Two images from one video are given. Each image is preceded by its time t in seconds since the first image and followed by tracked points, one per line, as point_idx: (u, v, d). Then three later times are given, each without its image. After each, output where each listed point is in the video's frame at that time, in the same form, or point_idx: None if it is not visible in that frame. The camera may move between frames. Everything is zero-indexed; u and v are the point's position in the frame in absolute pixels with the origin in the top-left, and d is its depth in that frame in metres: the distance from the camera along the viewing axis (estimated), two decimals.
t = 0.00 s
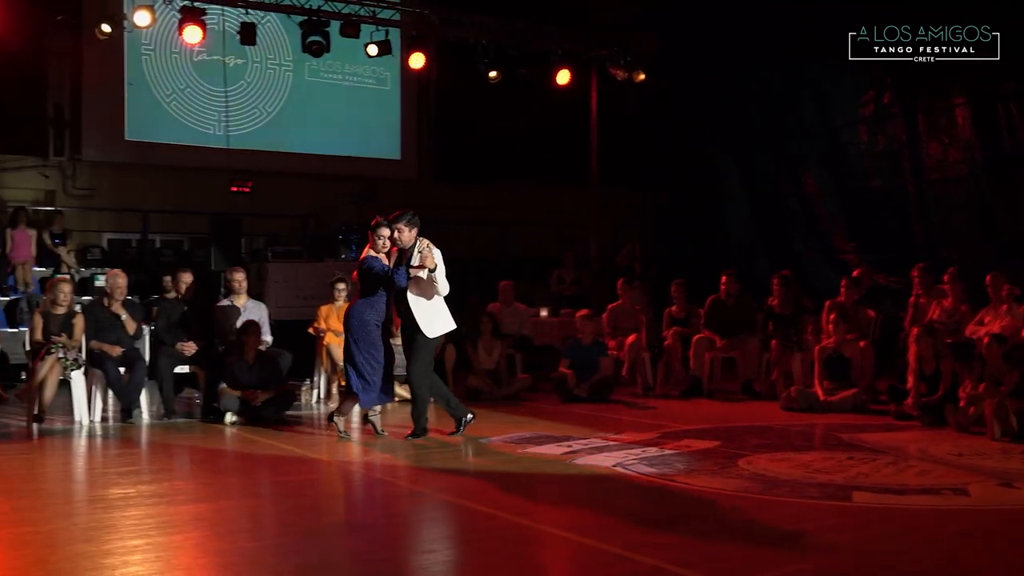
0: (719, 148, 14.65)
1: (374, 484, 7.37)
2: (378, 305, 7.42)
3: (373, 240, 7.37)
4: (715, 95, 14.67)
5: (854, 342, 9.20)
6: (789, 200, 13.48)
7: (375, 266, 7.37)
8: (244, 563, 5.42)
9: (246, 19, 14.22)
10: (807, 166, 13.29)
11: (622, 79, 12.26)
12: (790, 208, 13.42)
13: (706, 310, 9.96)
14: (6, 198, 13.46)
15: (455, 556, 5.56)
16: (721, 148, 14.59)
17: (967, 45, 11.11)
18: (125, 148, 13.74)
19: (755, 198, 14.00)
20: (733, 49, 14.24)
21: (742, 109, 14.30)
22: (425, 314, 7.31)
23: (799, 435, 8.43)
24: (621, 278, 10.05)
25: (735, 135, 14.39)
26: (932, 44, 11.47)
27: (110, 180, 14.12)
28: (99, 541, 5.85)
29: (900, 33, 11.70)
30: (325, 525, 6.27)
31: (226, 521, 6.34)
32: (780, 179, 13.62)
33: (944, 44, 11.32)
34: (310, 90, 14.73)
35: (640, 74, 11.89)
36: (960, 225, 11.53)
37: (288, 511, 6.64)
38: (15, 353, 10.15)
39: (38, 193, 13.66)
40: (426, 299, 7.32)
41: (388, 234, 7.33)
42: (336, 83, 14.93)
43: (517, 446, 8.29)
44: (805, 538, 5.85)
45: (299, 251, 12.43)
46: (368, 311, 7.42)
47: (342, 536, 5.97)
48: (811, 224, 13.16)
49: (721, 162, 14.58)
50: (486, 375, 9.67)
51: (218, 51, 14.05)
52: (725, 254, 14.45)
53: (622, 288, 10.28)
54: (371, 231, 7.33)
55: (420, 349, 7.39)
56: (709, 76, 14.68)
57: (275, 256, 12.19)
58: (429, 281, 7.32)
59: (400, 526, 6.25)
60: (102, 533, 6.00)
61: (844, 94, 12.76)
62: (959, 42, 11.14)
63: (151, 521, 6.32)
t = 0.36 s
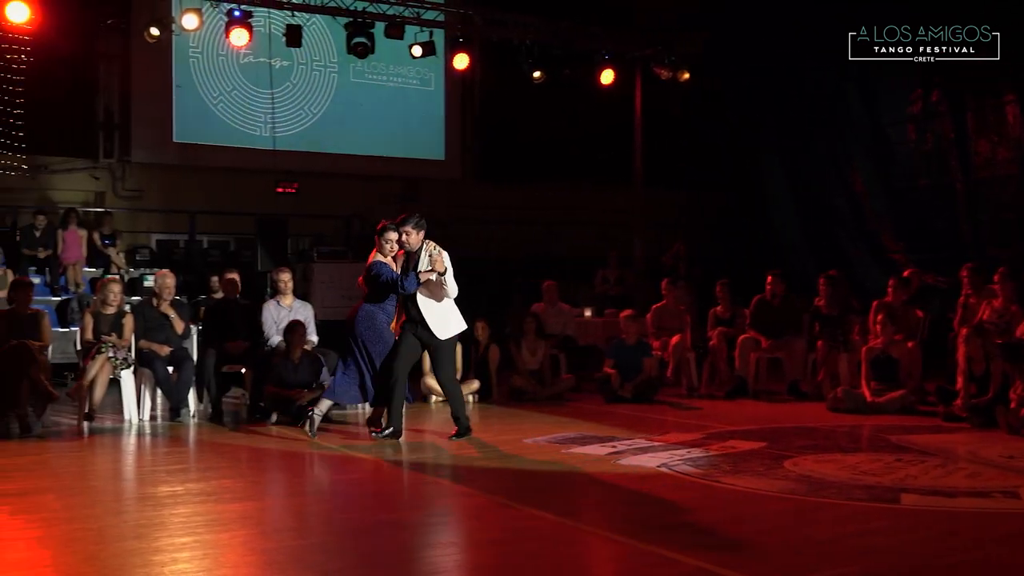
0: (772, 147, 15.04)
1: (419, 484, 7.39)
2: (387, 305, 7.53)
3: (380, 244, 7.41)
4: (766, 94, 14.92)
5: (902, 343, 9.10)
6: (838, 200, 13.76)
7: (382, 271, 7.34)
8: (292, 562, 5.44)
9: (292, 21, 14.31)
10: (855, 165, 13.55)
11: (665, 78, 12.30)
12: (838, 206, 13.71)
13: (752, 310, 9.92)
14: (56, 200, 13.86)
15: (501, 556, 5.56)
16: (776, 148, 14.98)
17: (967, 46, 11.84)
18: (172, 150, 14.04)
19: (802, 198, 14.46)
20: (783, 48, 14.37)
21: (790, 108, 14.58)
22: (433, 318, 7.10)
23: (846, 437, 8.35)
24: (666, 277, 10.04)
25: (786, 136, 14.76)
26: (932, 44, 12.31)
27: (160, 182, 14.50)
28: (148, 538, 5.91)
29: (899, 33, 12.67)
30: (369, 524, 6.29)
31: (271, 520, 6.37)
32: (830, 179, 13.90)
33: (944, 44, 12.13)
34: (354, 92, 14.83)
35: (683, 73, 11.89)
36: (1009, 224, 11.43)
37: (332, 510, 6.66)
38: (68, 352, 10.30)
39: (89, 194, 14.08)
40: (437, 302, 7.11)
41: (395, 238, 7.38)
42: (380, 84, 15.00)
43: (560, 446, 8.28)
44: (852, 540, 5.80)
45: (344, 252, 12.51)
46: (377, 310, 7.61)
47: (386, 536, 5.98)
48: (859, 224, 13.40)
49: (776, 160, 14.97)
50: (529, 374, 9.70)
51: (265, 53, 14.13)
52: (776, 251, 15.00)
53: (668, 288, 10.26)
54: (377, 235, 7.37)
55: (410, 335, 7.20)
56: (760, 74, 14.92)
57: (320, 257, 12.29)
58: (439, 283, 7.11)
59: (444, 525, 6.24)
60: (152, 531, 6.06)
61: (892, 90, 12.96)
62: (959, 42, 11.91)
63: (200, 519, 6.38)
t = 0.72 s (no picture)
0: (810, 148, 15.35)
1: (459, 484, 7.38)
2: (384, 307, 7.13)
3: (380, 245, 7.08)
4: (809, 95, 15.15)
5: (947, 344, 9.02)
6: (882, 199, 14.19)
7: (383, 274, 7.00)
8: (337, 560, 5.47)
9: (333, 23, 14.46)
10: (901, 165, 13.99)
11: (707, 77, 12.29)
12: (884, 206, 14.12)
13: (794, 311, 9.88)
14: (102, 201, 13.81)
15: (541, 555, 5.58)
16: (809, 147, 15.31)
17: (966, 46, 12.88)
18: (217, 150, 14.17)
19: (848, 199, 14.72)
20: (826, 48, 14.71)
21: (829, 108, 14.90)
22: (432, 327, 7.16)
23: (890, 438, 8.27)
24: (708, 277, 10.02)
25: (825, 136, 15.08)
26: (932, 44, 13.34)
27: (200, 183, 14.40)
28: (193, 535, 5.96)
29: (899, 34, 13.74)
30: (409, 523, 6.30)
31: (312, 519, 6.40)
32: (875, 178, 14.33)
33: (944, 44, 13.14)
34: (396, 93, 15.04)
35: (724, 73, 11.88)
36: None
37: (374, 509, 6.67)
38: (115, 352, 10.45)
39: (133, 195, 14.06)
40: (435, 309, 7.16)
41: (396, 240, 7.09)
42: (422, 85, 15.23)
43: (602, 447, 8.25)
44: (896, 542, 5.75)
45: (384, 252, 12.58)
46: (375, 311, 7.21)
47: (427, 535, 6.00)
48: (904, 222, 13.82)
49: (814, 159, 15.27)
50: (570, 374, 9.69)
51: (307, 55, 14.28)
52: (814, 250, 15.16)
53: (710, 288, 10.23)
54: (379, 236, 7.04)
55: (404, 339, 7.21)
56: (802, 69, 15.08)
57: (361, 258, 12.37)
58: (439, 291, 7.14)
59: (484, 525, 6.24)
60: (196, 528, 6.11)
61: (935, 89, 13.53)
62: (959, 43, 12.95)
63: (243, 517, 6.43)
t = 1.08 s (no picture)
0: (852, 148, 15.48)
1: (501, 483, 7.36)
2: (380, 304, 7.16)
3: (377, 240, 6.95)
4: (850, 96, 15.16)
5: (995, 344, 8.90)
6: (927, 199, 14.44)
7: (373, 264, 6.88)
8: (380, 557, 5.50)
9: (376, 24, 14.53)
10: (947, 164, 14.22)
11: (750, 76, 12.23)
12: (929, 207, 14.38)
13: (839, 311, 9.83)
14: (151, 202, 14.45)
15: (584, 553, 5.58)
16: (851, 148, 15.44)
17: (967, 45, 13.63)
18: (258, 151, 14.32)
19: (890, 199, 14.93)
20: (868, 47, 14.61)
21: (871, 111, 14.96)
22: (430, 320, 6.96)
23: (937, 440, 8.18)
24: (752, 277, 9.98)
25: (867, 138, 15.18)
26: (933, 44, 13.89)
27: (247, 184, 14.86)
28: (239, 533, 6.01)
29: (900, 34, 14.12)
30: (452, 523, 6.29)
31: (356, 517, 6.42)
32: (919, 177, 14.52)
33: (945, 43, 13.75)
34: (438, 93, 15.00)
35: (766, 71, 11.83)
36: None
37: (418, 509, 6.66)
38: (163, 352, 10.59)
39: (180, 197, 14.62)
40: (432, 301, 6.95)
41: (394, 235, 6.93)
42: (464, 86, 15.14)
43: (646, 447, 8.22)
44: (942, 546, 5.68)
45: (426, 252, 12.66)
46: (369, 308, 7.20)
47: (470, 535, 5.98)
48: (950, 222, 14.11)
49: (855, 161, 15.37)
50: (613, 375, 9.69)
51: (351, 57, 14.37)
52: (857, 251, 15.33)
53: (753, 288, 10.18)
54: (375, 231, 6.90)
55: (402, 338, 7.06)
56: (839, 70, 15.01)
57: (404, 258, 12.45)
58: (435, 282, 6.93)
59: (527, 525, 6.22)
60: (242, 526, 6.16)
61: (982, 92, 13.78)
62: (960, 42, 13.65)
63: (288, 515, 6.47)
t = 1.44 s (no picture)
0: (904, 144, 15.39)
1: (547, 483, 7.31)
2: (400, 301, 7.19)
3: (399, 237, 7.19)
4: (908, 93, 15.07)
5: None
6: (984, 197, 14.34)
7: (404, 261, 7.04)
8: (428, 557, 5.50)
9: (423, 25, 14.62)
10: (1002, 161, 14.03)
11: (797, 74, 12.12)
12: (986, 206, 14.29)
13: (889, 312, 9.75)
14: (200, 205, 14.52)
15: (630, 553, 5.55)
16: (907, 145, 15.30)
17: (966, 45, 14.05)
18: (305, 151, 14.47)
19: (942, 196, 14.93)
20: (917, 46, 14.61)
21: (921, 110, 14.97)
22: (455, 314, 7.08)
23: (991, 443, 8.05)
24: (799, 277, 9.91)
25: (924, 136, 15.05)
26: (934, 44, 14.37)
27: (296, 185, 15.04)
28: (289, 531, 6.04)
29: (900, 34, 14.58)
30: (499, 522, 6.27)
31: (404, 516, 6.42)
32: (975, 175, 14.43)
33: (947, 43, 14.20)
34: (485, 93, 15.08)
35: (814, 69, 11.76)
36: None
37: (466, 508, 6.63)
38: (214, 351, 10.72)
39: (230, 197, 14.72)
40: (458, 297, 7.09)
41: (416, 231, 7.21)
42: (511, 86, 15.22)
43: (694, 448, 8.16)
44: (994, 550, 5.58)
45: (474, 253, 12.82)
46: (392, 306, 7.20)
47: (517, 535, 5.95)
48: (1008, 222, 14.03)
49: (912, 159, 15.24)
50: (660, 375, 9.65)
51: (397, 58, 14.46)
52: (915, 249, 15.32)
53: (801, 288, 10.11)
54: (398, 228, 7.16)
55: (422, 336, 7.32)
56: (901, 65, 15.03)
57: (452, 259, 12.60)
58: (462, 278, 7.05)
59: (574, 525, 6.17)
60: (291, 524, 6.19)
61: None
62: (960, 42, 14.07)
63: (337, 514, 6.48)
